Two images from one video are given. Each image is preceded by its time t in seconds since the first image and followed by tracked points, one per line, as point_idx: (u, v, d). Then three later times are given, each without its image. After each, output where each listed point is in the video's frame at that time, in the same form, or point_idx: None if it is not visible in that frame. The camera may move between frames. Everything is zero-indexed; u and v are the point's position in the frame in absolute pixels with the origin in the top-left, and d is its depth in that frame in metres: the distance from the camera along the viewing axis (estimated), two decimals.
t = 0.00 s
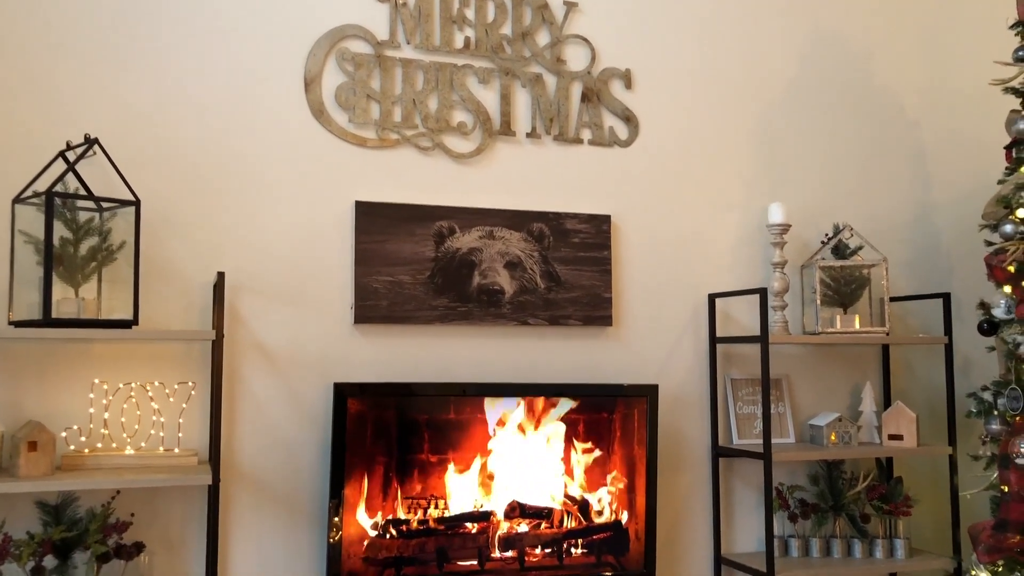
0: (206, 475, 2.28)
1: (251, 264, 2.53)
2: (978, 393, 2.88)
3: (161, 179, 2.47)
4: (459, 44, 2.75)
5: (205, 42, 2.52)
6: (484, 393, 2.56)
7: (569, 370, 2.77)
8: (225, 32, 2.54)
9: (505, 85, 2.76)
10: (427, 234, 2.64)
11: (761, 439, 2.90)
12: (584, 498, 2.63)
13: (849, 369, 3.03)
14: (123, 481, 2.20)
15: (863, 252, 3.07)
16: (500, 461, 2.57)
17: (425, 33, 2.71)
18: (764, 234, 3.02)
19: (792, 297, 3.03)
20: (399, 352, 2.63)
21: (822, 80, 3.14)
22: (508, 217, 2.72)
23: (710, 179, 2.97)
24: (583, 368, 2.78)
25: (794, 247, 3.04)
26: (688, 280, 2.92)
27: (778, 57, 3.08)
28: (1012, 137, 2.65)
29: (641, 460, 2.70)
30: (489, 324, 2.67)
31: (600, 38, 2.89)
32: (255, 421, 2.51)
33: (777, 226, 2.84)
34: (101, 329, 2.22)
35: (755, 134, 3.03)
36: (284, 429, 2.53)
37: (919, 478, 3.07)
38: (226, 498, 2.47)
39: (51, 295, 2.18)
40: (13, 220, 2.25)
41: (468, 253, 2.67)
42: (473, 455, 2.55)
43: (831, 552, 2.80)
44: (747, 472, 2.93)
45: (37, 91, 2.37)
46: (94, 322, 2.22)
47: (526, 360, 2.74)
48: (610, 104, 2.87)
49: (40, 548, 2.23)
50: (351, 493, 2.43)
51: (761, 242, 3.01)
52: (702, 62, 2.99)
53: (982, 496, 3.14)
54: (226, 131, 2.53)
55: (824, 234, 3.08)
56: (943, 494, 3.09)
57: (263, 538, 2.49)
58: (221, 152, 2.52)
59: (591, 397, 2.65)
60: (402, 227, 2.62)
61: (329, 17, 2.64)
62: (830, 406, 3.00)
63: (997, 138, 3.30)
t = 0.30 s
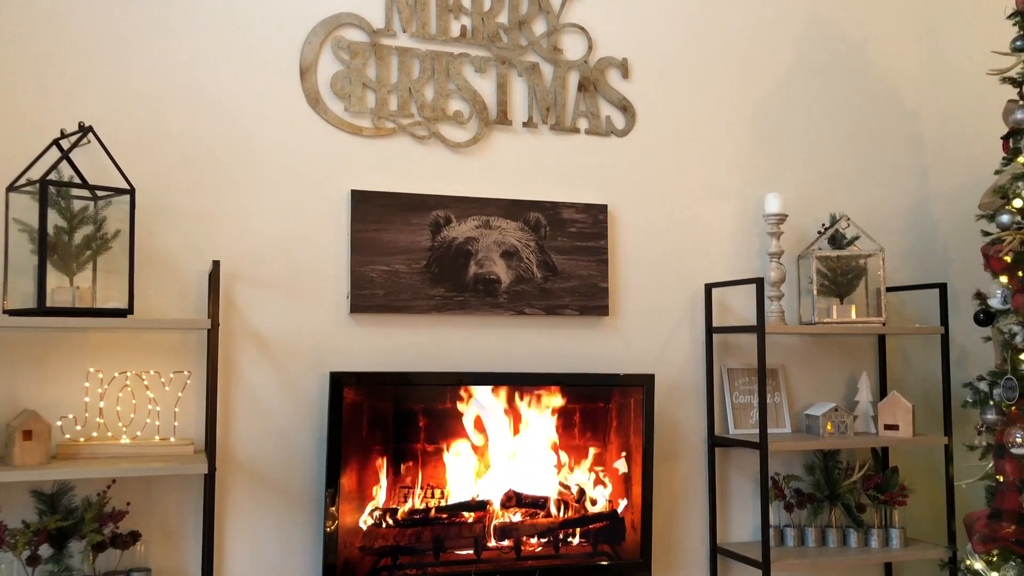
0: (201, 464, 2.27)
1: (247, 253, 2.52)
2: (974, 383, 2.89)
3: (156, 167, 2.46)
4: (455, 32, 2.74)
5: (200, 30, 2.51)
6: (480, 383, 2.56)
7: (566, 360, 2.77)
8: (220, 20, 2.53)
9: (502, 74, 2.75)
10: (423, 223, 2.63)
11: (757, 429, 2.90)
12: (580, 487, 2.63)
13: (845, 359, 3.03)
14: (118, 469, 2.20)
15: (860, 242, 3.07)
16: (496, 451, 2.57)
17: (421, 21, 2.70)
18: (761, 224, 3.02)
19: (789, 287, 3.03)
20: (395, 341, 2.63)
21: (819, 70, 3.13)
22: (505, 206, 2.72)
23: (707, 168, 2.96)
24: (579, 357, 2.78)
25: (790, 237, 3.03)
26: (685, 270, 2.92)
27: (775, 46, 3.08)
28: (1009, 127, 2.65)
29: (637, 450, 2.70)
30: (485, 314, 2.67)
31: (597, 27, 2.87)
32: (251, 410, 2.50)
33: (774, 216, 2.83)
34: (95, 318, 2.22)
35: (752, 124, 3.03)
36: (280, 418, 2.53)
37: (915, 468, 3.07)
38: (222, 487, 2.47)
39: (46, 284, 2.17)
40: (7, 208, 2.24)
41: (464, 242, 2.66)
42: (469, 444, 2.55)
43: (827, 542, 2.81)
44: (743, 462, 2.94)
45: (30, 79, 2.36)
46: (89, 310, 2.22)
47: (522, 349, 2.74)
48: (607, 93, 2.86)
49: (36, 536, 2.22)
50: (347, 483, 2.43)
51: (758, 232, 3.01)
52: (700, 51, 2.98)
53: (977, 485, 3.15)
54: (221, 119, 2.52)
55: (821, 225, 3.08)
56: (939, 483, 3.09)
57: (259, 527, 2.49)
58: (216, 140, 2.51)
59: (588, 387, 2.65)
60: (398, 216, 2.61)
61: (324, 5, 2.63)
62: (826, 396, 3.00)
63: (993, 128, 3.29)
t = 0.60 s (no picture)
0: (199, 456, 2.27)
1: (244, 245, 2.52)
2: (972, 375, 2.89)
3: (152, 159, 2.45)
4: (453, 24, 2.73)
5: (196, 21, 2.50)
6: (478, 375, 2.56)
7: (564, 352, 2.77)
8: (217, 12, 2.52)
9: (500, 66, 2.75)
10: (421, 216, 2.63)
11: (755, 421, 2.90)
12: (578, 479, 2.63)
13: (843, 352, 3.03)
14: (115, 462, 2.19)
15: (858, 234, 3.07)
16: (495, 443, 2.57)
17: (418, 13, 2.69)
18: (759, 216, 3.01)
19: (787, 279, 3.03)
20: (393, 333, 2.62)
21: (818, 62, 3.12)
22: (502, 198, 2.71)
23: (705, 160, 2.96)
24: (577, 350, 2.78)
25: (788, 230, 3.03)
26: (683, 262, 2.91)
27: (773, 38, 3.07)
28: (1007, 119, 2.65)
29: (635, 442, 2.70)
30: (482, 306, 2.67)
31: (595, 19, 2.87)
32: (249, 402, 2.50)
33: (772, 209, 2.83)
34: (92, 310, 2.21)
35: (750, 116, 3.02)
36: (278, 410, 2.53)
37: (913, 460, 3.07)
38: (220, 479, 2.46)
39: (42, 276, 2.17)
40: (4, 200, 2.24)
41: (462, 234, 2.66)
42: (467, 437, 2.55)
43: (825, 534, 2.81)
44: (741, 454, 2.94)
45: (27, 71, 2.35)
46: (86, 303, 2.21)
47: (520, 342, 2.74)
48: (605, 85, 2.85)
49: (33, 529, 2.22)
50: (345, 475, 2.43)
51: (756, 224, 3.01)
52: (698, 43, 2.98)
53: (975, 477, 3.15)
54: (218, 112, 2.51)
55: (819, 217, 3.08)
56: (937, 476, 3.10)
57: (257, 520, 2.49)
58: (213, 132, 2.50)
59: (585, 379, 2.65)
60: (396, 208, 2.61)
61: None
62: (824, 388, 3.00)
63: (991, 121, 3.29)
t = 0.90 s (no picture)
0: (198, 449, 2.27)
1: (243, 237, 2.51)
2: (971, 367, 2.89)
3: (150, 151, 2.44)
4: (451, 15, 2.72)
5: (193, 13, 2.49)
6: (477, 367, 2.56)
7: (562, 345, 2.77)
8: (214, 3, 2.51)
9: (498, 57, 2.74)
10: (420, 208, 2.62)
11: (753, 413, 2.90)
12: (577, 471, 2.63)
13: (842, 344, 3.03)
14: (114, 454, 2.19)
15: (857, 226, 3.06)
16: (494, 435, 2.57)
17: (417, 4, 2.68)
18: (758, 208, 3.01)
19: (786, 272, 3.03)
20: (391, 326, 2.62)
21: (817, 54, 3.11)
22: (501, 190, 2.71)
23: (704, 152, 2.95)
24: (576, 342, 2.77)
25: (787, 222, 3.03)
26: (682, 255, 2.91)
27: (773, 30, 3.06)
28: (1007, 111, 2.64)
29: (634, 434, 2.70)
30: (481, 299, 2.66)
31: (594, 11, 2.86)
32: (247, 395, 2.50)
33: (771, 201, 2.83)
34: (90, 303, 2.20)
35: (749, 108, 3.01)
36: (276, 403, 2.53)
37: (911, 451, 3.08)
38: (219, 472, 2.46)
39: (40, 268, 2.16)
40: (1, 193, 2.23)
41: (461, 227, 2.65)
42: (466, 429, 2.55)
43: (824, 525, 2.82)
44: (740, 446, 2.94)
45: (23, 62, 2.34)
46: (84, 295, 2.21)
47: (519, 334, 2.73)
48: (604, 77, 2.84)
49: (31, 521, 2.21)
50: (344, 467, 2.43)
51: (755, 216, 3.00)
52: (697, 35, 2.97)
53: (973, 469, 3.16)
54: (215, 104, 2.50)
55: (818, 209, 3.07)
56: (936, 467, 3.10)
57: (256, 512, 2.49)
58: (210, 124, 2.50)
59: (584, 371, 2.65)
60: (394, 200, 2.60)
61: None
62: (823, 380, 3.00)
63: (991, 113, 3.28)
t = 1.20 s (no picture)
0: (195, 438, 2.27)
1: (240, 227, 2.50)
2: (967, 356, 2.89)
3: (146, 140, 2.43)
4: (448, 4, 2.71)
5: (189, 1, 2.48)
6: (474, 357, 2.56)
7: (560, 335, 2.77)
8: None
9: (496, 46, 2.73)
10: (417, 198, 2.62)
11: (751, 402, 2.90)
12: (575, 461, 2.64)
13: (839, 334, 3.03)
14: (110, 444, 2.19)
15: (855, 216, 3.06)
16: (491, 425, 2.57)
17: None
18: (755, 198, 3.01)
19: (784, 262, 3.03)
20: (389, 315, 2.62)
21: (815, 44, 3.11)
22: (498, 180, 2.70)
23: (702, 142, 2.95)
24: (574, 332, 2.78)
25: (784, 212, 3.03)
26: (679, 245, 2.91)
27: (770, 19, 3.06)
28: (1005, 100, 2.64)
29: (631, 424, 2.71)
30: (478, 289, 2.66)
31: None
32: (245, 384, 2.50)
33: (768, 190, 2.83)
34: (87, 292, 2.20)
35: (747, 98, 3.01)
36: (273, 392, 2.52)
37: (908, 441, 3.09)
38: (216, 461, 2.46)
39: (36, 257, 2.15)
40: None
41: (458, 216, 2.65)
42: (463, 419, 2.55)
43: (820, 515, 2.82)
44: (737, 436, 2.94)
45: (18, 50, 2.33)
46: (81, 285, 2.20)
47: (517, 324, 2.73)
48: (601, 66, 2.84)
49: (29, 511, 2.20)
50: (341, 457, 2.43)
51: (752, 207, 3.00)
52: (694, 24, 2.96)
53: (969, 459, 3.17)
54: (212, 93, 2.49)
55: (816, 199, 3.07)
56: (933, 457, 3.11)
57: (254, 502, 2.49)
58: (207, 113, 2.49)
59: (582, 360, 2.65)
60: (391, 190, 2.60)
61: None
62: (820, 370, 3.00)
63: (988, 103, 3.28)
